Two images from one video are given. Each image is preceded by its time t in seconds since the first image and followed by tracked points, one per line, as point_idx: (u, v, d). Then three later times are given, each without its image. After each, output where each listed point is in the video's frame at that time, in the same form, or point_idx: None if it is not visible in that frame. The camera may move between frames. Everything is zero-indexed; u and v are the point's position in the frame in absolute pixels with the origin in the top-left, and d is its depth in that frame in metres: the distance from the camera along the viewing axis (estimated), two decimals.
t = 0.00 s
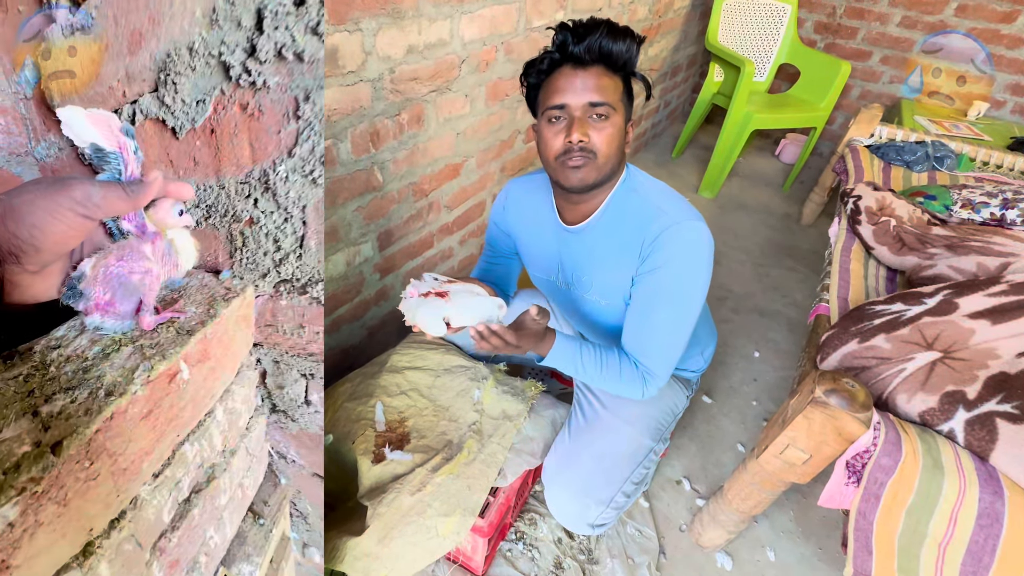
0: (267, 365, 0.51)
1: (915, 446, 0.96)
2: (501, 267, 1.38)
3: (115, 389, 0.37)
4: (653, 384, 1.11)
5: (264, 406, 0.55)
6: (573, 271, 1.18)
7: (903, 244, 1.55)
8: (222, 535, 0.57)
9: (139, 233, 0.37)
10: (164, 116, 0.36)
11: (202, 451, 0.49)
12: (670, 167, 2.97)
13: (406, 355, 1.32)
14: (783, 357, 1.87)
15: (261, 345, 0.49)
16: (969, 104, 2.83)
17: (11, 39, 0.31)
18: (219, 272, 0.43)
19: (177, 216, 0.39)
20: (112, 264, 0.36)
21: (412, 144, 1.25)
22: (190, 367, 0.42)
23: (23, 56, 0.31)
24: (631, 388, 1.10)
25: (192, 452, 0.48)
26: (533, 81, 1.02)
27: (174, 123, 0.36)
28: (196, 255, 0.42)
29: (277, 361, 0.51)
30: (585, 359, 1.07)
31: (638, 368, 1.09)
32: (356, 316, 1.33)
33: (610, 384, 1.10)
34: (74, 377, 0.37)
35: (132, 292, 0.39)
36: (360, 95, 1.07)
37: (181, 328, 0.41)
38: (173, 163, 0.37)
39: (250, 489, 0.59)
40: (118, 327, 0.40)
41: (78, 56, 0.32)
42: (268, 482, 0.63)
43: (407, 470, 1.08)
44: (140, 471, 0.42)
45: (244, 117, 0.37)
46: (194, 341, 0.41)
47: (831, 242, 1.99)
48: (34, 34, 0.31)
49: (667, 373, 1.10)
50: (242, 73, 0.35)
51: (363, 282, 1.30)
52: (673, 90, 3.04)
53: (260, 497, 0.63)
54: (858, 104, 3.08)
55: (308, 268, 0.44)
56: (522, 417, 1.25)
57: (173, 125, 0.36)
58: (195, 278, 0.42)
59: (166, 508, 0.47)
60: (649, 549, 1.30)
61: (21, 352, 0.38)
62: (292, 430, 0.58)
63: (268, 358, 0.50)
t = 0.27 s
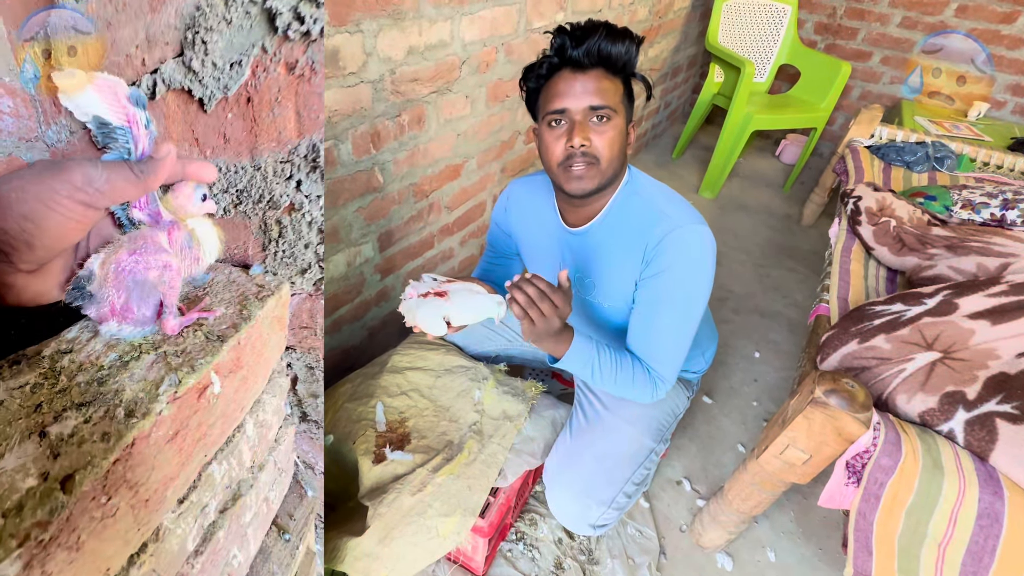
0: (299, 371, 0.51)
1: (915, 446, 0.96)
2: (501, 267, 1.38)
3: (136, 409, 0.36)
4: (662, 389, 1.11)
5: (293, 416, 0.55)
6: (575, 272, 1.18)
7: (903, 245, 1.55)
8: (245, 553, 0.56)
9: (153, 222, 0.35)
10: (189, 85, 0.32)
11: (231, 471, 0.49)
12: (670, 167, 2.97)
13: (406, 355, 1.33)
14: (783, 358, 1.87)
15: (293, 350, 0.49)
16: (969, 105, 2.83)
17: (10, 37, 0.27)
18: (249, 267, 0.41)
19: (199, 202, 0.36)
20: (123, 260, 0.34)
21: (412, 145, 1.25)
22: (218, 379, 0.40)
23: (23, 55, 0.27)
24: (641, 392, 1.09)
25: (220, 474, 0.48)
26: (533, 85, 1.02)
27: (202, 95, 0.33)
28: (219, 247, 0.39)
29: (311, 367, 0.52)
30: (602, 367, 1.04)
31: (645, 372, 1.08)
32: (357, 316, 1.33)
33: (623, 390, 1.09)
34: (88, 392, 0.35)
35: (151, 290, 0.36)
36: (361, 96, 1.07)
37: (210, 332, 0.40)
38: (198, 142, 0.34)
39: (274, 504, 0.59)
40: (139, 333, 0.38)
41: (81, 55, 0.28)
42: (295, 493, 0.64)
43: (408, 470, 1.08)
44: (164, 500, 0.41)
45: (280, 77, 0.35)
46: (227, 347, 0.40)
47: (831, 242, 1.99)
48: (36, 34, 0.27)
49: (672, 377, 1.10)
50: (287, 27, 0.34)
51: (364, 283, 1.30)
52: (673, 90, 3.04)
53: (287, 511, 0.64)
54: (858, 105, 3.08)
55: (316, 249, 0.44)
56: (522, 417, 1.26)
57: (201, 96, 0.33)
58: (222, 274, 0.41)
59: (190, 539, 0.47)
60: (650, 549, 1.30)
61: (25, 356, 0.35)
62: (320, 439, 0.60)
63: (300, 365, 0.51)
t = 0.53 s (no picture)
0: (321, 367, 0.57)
1: (914, 446, 0.97)
2: (501, 268, 1.39)
3: (157, 413, 0.36)
4: (657, 390, 1.11)
5: (316, 417, 0.61)
6: (575, 274, 1.18)
7: (903, 245, 1.55)
8: (262, 564, 0.57)
9: (167, 198, 0.35)
10: (214, 47, 0.34)
11: (254, 478, 0.50)
12: (671, 168, 2.97)
13: (407, 355, 1.33)
14: (783, 358, 1.87)
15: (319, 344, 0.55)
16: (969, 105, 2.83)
17: (11, 39, 0.27)
18: (275, 255, 0.46)
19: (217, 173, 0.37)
20: (135, 242, 0.35)
21: (413, 146, 1.26)
22: (245, 379, 0.41)
23: (22, 56, 0.28)
24: (636, 393, 1.10)
25: (244, 481, 0.48)
26: (531, 89, 1.03)
27: (228, 58, 0.35)
28: (240, 228, 0.41)
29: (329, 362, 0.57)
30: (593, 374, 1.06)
31: (638, 372, 1.09)
32: (357, 317, 1.33)
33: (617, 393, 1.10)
34: (101, 393, 0.36)
35: (165, 271, 0.37)
36: (362, 97, 1.08)
37: (237, 325, 0.41)
38: (222, 115, 0.36)
39: (293, 508, 0.61)
40: (154, 322, 0.39)
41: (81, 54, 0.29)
42: (313, 496, 0.68)
43: (409, 470, 1.08)
44: (185, 512, 0.42)
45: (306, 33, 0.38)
46: (258, 341, 0.41)
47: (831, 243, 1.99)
48: (36, 34, 0.27)
49: (670, 378, 1.11)
50: None
51: (365, 283, 1.30)
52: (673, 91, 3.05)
53: (306, 514, 0.68)
54: (859, 105, 3.08)
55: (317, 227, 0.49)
56: (522, 417, 1.26)
57: (225, 59, 0.35)
58: (247, 262, 0.44)
59: (213, 551, 0.47)
60: (650, 550, 1.30)
61: (30, 346, 0.35)
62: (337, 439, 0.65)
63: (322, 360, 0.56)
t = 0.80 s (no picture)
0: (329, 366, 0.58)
1: (914, 446, 0.97)
2: (500, 269, 1.39)
3: (169, 412, 0.37)
4: (651, 388, 1.11)
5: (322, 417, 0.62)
6: (573, 275, 1.18)
7: (903, 246, 1.55)
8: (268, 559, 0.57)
9: (173, 192, 0.36)
10: (227, 38, 0.35)
11: (262, 479, 0.50)
12: (671, 168, 2.98)
13: (408, 356, 1.33)
14: (784, 359, 1.87)
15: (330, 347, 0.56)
16: (969, 106, 2.83)
17: (9, 42, 0.26)
18: (286, 252, 0.47)
19: (226, 166, 0.38)
20: (139, 236, 0.35)
21: (413, 147, 1.26)
22: (255, 378, 0.43)
23: (23, 57, 0.27)
24: (632, 393, 1.10)
25: (252, 482, 0.49)
26: (528, 91, 1.03)
27: (239, 48, 0.36)
28: (248, 222, 0.42)
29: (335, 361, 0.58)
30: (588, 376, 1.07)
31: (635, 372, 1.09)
32: (358, 317, 1.34)
33: (612, 391, 1.10)
34: (113, 390, 0.36)
35: (168, 264, 0.37)
36: (362, 99, 1.08)
37: (247, 323, 0.42)
38: (233, 108, 0.37)
39: (299, 504, 0.61)
40: (159, 321, 0.39)
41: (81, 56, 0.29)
42: (317, 493, 0.69)
43: (409, 471, 1.08)
44: (195, 511, 0.42)
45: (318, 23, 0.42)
46: (271, 341, 0.43)
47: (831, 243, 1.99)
48: (35, 33, 0.27)
49: (667, 377, 1.11)
50: None
51: (366, 284, 1.30)
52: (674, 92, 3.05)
53: (309, 512, 0.68)
54: (859, 106, 3.08)
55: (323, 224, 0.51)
56: (523, 418, 1.26)
57: (237, 49, 0.36)
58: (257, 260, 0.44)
59: (221, 547, 0.47)
60: (651, 550, 1.31)
61: (39, 343, 0.35)
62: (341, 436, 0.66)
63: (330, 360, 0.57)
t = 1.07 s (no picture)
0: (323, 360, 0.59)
1: (914, 446, 0.97)
2: (499, 270, 1.39)
3: (160, 405, 0.36)
4: (648, 386, 1.11)
5: (317, 412, 0.63)
6: (571, 275, 1.18)
7: (903, 246, 1.55)
8: (262, 551, 0.57)
9: (166, 186, 0.35)
10: (224, 38, 0.36)
11: (254, 471, 0.50)
12: (671, 169, 2.98)
13: (407, 357, 1.33)
14: (784, 359, 1.87)
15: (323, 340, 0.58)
16: (969, 106, 2.83)
17: (7, 39, 0.27)
18: (281, 248, 0.49)
19: (239, 167, 0.38)
20: (126, 233, 0.34)
21: (413, 148, 1.26)
22: (247, 373, 0.41)
23: (23, 56, 0.28)
24: (625, 391, 1.10)
25: (245, 473, 0.49)
26: (524, 92, 1.03)
27: (236, 48, 0.37)
28: (245, 227, 0.42)
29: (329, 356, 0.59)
30: (583, 377, 1.08)
31: (631, 370, 1.09)
32: (359, 318, 1.34)
33: (608, 388, 1.10)
34: (106, 384, 0.36)
35: (158, 264, 0.36)
36: (362, 99, 1.08)
37: (240, 321, 0.42)
38: (229, 106, 0.38)
39: (293, 498, 0.61)
40: (149, 318, 0.40)
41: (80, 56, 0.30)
42: (313, 489, 0.69)
43: (409, 471, 1.08)
44: (187, 502, 0.41)
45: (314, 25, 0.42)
46: (263, 336, 0.42)
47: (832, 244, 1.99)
48: (35, 34, 0.28)
49: (664, 376, 1.10)
50: None
51: (366, 284, 1.30)
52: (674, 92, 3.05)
53: (306, 507, 0.68)
54: (860, 106, 3.08)
55: (319, 222, 0.52)
56: (523, 418, 1.26)
57: (234, 50, 0.37)
58: (247, 256, 0.47)
59: (213, 539, 0.46)
60: (651, 551, 1.31)
61: (37, 340, 0.37)
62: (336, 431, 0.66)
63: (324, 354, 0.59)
